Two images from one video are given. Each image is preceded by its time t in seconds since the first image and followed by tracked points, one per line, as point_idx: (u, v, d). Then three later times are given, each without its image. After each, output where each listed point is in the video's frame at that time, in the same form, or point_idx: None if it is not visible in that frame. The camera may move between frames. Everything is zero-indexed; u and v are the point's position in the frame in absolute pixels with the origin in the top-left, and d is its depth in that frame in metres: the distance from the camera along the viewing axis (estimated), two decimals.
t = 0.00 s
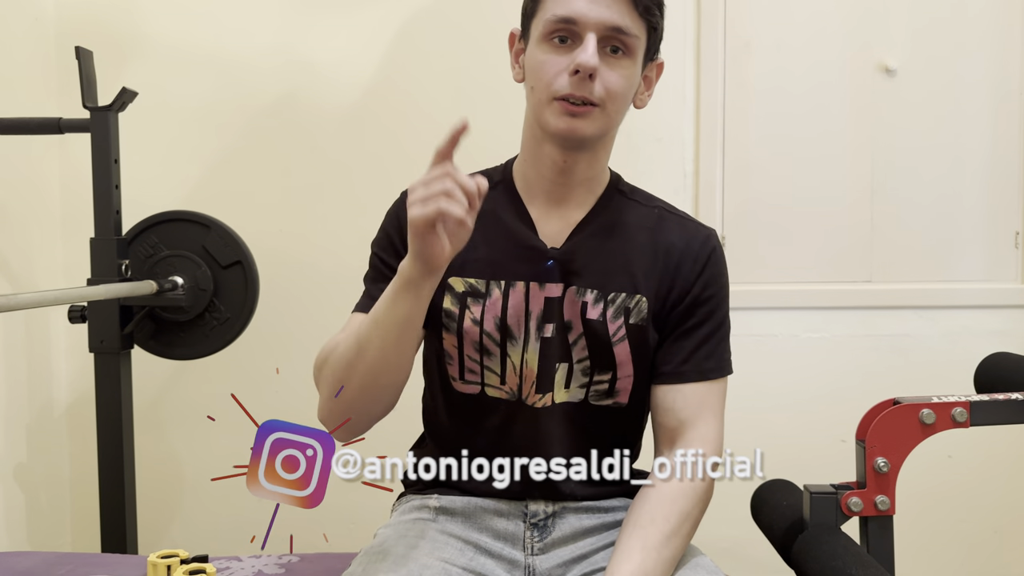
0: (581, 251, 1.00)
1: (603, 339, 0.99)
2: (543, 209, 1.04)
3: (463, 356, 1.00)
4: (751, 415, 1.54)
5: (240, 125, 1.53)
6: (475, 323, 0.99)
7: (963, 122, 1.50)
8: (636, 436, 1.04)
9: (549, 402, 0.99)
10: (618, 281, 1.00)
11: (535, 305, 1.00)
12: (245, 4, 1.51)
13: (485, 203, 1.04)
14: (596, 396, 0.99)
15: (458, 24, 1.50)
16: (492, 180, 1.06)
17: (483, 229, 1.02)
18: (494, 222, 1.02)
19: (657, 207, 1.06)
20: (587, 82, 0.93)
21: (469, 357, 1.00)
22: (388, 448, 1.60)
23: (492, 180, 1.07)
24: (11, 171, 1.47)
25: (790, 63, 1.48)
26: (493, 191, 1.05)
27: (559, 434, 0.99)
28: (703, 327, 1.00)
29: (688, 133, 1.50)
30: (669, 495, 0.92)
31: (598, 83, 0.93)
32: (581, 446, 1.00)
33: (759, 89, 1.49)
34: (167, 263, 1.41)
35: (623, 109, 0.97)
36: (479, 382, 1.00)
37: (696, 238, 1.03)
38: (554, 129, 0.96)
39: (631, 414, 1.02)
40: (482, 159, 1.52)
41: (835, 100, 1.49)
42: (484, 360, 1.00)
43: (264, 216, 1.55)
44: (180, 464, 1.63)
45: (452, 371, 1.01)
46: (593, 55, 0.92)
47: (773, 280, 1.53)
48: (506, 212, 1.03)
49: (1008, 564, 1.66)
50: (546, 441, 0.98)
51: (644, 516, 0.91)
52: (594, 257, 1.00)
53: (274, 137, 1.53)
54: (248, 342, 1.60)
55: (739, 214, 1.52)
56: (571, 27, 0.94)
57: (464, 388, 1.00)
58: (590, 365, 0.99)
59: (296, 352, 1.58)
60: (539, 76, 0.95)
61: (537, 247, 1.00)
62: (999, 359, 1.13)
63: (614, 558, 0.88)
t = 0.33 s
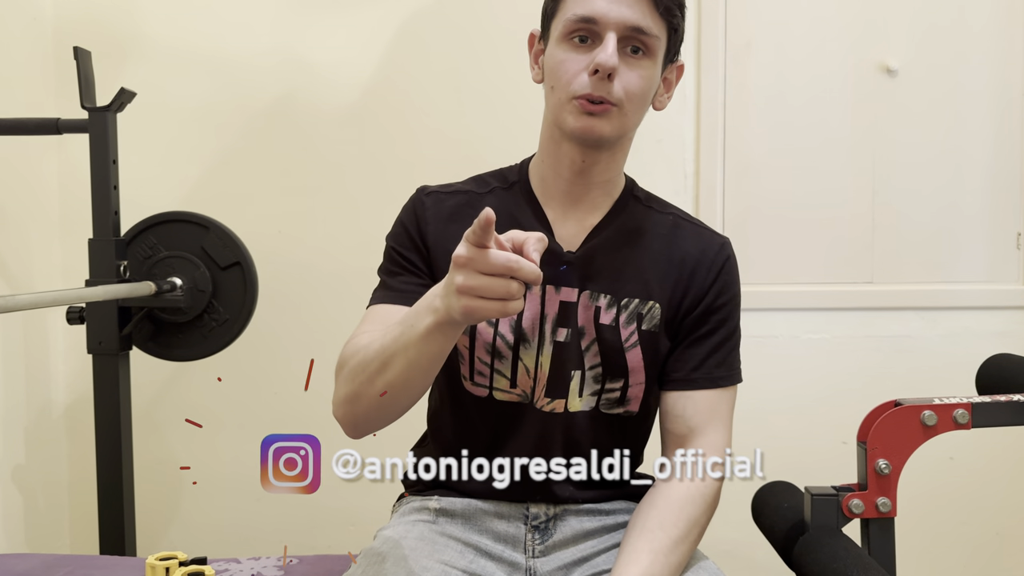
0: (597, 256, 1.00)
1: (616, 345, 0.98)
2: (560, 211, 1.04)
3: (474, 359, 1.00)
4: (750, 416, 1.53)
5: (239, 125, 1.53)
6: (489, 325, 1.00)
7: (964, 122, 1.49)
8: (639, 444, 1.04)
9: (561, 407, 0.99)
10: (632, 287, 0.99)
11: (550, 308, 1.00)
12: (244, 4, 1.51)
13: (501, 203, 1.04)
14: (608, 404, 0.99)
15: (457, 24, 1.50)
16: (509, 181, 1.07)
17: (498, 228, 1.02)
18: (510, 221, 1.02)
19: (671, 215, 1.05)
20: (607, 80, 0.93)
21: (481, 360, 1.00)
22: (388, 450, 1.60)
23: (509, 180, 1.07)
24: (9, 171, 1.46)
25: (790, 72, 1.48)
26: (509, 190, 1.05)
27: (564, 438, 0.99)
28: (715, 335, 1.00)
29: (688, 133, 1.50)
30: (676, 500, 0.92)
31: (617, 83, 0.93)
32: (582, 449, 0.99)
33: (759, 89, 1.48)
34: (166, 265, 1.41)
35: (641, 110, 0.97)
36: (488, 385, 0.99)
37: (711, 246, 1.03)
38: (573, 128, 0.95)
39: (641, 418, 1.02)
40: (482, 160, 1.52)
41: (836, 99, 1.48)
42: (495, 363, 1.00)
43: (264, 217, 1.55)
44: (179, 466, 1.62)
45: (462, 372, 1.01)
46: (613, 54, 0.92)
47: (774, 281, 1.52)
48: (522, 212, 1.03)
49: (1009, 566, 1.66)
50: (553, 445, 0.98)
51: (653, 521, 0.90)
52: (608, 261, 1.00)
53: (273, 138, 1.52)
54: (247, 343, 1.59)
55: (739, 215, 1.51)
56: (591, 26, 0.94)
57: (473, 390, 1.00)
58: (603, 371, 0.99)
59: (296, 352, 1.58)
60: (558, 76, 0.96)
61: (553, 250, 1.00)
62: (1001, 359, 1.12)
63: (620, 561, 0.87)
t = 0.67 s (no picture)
0: (594, 250, 0.99)
1: (613, 338, 0.98)
2: (558, 208, 1.03)
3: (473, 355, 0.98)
4: (751, 419, 1.53)
5: (237, 125, 1.52)
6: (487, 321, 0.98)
7: (967, 122, 1.48)
8: (637, 445, 1.02)
9: (560, 402, 0.97)
10: (628, 282, 0.99)
11: (548, 303, 0.98)
12: (241, 3, 1.50)
13: (498, 203, 1.02)
14: (606, 399, 0.98)
15: (457, 24, 1.49)
16: (506, 181, 1.05)
17: (496, 228, 1.00)
18: (508, 220, 1.01)
19: (666, 211, 1.05)
20: (599, 69, 0.94)
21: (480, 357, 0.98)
22: (387, 452, 1.59)
23: (506, 181, 1.06)
24: (5, 172, 1.45)
25: (791, 80, 1.47)
26: (506, 191, 1.04)
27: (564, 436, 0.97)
28: (712, 329, 0.99)
29: (688, 134, 1.49)
30: (675, 498, 0.91)
31: (609, 71, 0.95)
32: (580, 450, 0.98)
33: (761, 90, 1.48)
34: (163, 267, 1.39)
35: (634, 99, 0.98)
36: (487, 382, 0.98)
37: (706, 242, 1.02)
38: (568, 119, 0.96)
39: (639, 415, 1.01)
40: (481, 161, 1.51)
41: (838, 101, 1.47)
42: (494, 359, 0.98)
43: (262, 218, 1.54)
44: (177, 467, 1.62)
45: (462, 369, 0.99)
46: (603, 43, 0.94)
47: (775, 283, 1.51)
48: (521, 211, 1.02)
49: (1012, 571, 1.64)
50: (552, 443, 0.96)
51: (653, 521, 0.89)
52: (605, 256, 0.99)
53: (272, 138, 1.51)
54: (245, 345, 1.58)
55: (740, 216, 1.50)
56: (579, 21, 0.96)
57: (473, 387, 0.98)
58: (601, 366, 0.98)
59: (294, 354, 1.57)
60: (550, 71, 0.96)
61: (550, 245, 0.99)
62: (1005, 362, 1.11)
63: (620, 561, 0.86)
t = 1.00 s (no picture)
0: (589, 245, 0.98)
1: (607, 334, 0.96)
2: (553, 205, 1.02)
3: (472, 352, 0.98)
4: (753, 423, 1.52)
5: (234, 127, 1.50)
6: (483, 318, 0.97)
7: (972, 123, 1.47)
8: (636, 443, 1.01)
9: (556, 397, 0.96)
10: (623, 278, 0.97)
11: (543, 298, 0.97)
12: (239, 4, 1.48)
13: (494, 203, 1.01)
14: (601, 395, 0.98)
15: (456, 24, 1.47)
16: (501, 181, 1.05)
17: (490, 227, 0.99)
18: (503, 219, 1.00)
19: (662, 210, 1.04)
20: (587, 68, 0.93)
21: (479, 354, 0.98)
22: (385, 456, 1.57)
23: (501, 181, 1.05)
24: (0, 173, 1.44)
25: (793, 81, 1.46)
26: (501, 191, 1.03)
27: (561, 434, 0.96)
28: (708, 325, 0.97)
29: (690, 137, 1.48)
30: (670, 498, 0.88)
31: (599, 69, 0.94)
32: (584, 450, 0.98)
33: (763, 92, 1.46)
34: (160, 269, 1.38)
35: (625, 95, 0.97)
36: (487, 379, 0.98)
37: (702, 239, 1.01)
38: (560, 118, 0.95)
39: (635, 412, 0.99)
40: (481, 162, 1.50)
41: (840, 102, 1.46)
42: (492, 356, 0.97)
43: (259, 220, 1.53)
44: (174, 472, 1.60)
45: (463, 366, 0.99)
46: (591, 42, 0.93)
47: (777, 286, 1.50)
48: (516, 210, 1.01)
49: None
50: (552, 442, 0.96)
51: (645, 528, 0.87)
52: (600, 252, 0.98)
53: (269, 139, 1.50)
54: (242, 348, 1.57)
55: (742, 219, 1.49)
56: (566, 22, 0.95)
57: (474, 384, 0.98)
58: (597, 361, 0.97)
59: (292, 358, 1.56)
60: (540, 72, 0.96)
61: (545, 241, 0.98)
62: (1009, 365, 1.10)
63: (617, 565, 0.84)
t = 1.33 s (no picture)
0: (594, 257, 0.96)
1: (613, 345, 0.95)
2: (557, 214, 1.00)
3: (477, 363, 0.97)
4: (755, 428, 1.50)
5: (230, 128, 1.49)
6: (486, 331, 0.96)
7: (976, 125, 1.46)
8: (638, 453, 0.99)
9: (560, 411, 0.95)
10: (629, 288, 0.96)
11: (548, 311, 0.95)
12: (236, 4, 1.47)
13: (495, 214, 1.00)
14: (610, 409, 0.96)
15: (455, 25, 1.46)
16: (502, 190, 1.03)
17: (493, 239, 0.98)
18: (505, 230, 0.98)
19: (667, 216, 1.02)
20: (593, 78, 0.91)
21: (483, 365, 0.97)
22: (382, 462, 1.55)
23: (502, 190, 1.03)
24: None
25: (796, 82, 1.45)
26: (503, 200, 1.01)
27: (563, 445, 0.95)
28: (714, 335, 0.96)
29: (691, 139, 1.46)
30: (674, 508, 0.87)
31: (604, 79, 0.92)
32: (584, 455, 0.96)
33: (765, 93, 1.45)
34: (155, 272, 1.36)
35: (630, 104, 0.95)
36: (491, 391, 0.97)
37: (707, 247, 0.99)
38: (564, 128, 0.93)
39: (642, 423, 0.98)
40: (480, 164, 1.48)
41: (843, 104, 1.45)
42: (496, 367, 0.96)
43: (255, 223, 1.51)
44: (169, 478, 1.58)
45: (464, 376, 0.98)
46: (597, 50, 0.91)
47: (780, 289, 1.48)
48: (519, 220, 0.99)
49: None
50: (552, 447, 0.95)
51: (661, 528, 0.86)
52: (606, 263, 0.96)
53: (266, 141, 1.49)
54: (238, 352, 1.55)
55: (745, 222, 1.47)
56: (571, 28, 0.92)
57: (478, 395, 0.97)
58: (603, 373, 0.95)
59: (288, 362, 1.54)
60: (544, 80, 0.94)
61: (549, 253, 0.96)
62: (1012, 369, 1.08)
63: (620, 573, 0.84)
